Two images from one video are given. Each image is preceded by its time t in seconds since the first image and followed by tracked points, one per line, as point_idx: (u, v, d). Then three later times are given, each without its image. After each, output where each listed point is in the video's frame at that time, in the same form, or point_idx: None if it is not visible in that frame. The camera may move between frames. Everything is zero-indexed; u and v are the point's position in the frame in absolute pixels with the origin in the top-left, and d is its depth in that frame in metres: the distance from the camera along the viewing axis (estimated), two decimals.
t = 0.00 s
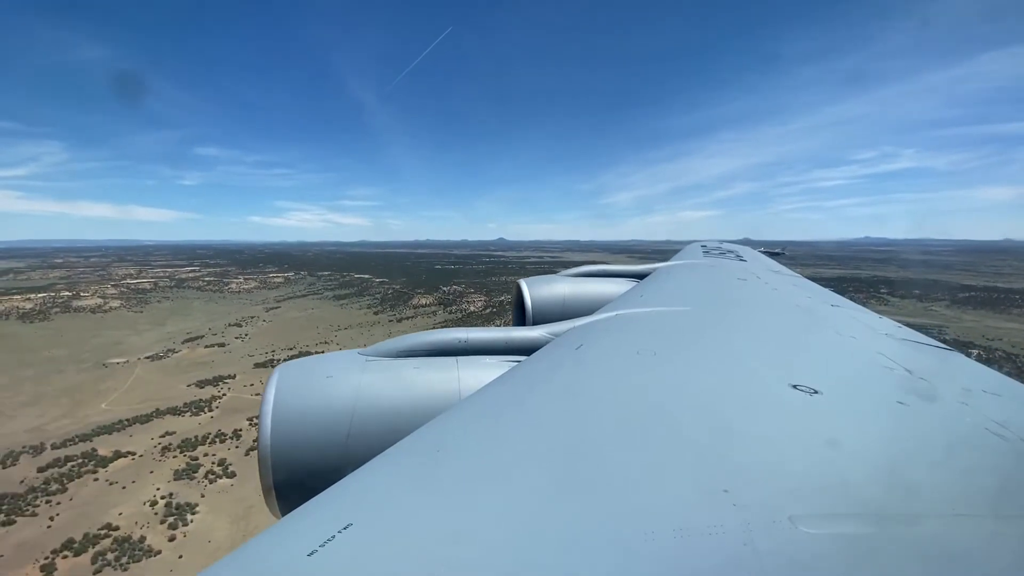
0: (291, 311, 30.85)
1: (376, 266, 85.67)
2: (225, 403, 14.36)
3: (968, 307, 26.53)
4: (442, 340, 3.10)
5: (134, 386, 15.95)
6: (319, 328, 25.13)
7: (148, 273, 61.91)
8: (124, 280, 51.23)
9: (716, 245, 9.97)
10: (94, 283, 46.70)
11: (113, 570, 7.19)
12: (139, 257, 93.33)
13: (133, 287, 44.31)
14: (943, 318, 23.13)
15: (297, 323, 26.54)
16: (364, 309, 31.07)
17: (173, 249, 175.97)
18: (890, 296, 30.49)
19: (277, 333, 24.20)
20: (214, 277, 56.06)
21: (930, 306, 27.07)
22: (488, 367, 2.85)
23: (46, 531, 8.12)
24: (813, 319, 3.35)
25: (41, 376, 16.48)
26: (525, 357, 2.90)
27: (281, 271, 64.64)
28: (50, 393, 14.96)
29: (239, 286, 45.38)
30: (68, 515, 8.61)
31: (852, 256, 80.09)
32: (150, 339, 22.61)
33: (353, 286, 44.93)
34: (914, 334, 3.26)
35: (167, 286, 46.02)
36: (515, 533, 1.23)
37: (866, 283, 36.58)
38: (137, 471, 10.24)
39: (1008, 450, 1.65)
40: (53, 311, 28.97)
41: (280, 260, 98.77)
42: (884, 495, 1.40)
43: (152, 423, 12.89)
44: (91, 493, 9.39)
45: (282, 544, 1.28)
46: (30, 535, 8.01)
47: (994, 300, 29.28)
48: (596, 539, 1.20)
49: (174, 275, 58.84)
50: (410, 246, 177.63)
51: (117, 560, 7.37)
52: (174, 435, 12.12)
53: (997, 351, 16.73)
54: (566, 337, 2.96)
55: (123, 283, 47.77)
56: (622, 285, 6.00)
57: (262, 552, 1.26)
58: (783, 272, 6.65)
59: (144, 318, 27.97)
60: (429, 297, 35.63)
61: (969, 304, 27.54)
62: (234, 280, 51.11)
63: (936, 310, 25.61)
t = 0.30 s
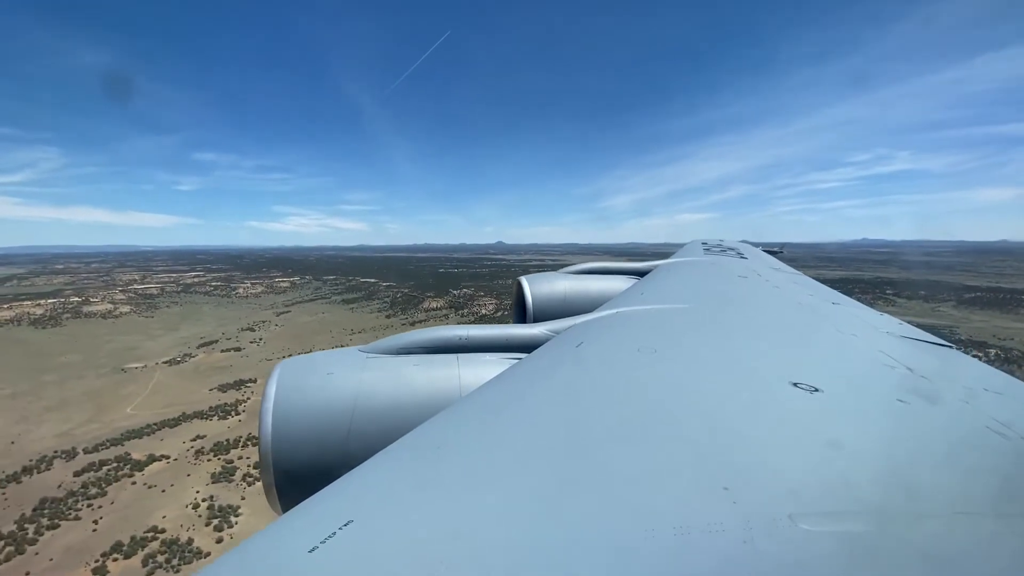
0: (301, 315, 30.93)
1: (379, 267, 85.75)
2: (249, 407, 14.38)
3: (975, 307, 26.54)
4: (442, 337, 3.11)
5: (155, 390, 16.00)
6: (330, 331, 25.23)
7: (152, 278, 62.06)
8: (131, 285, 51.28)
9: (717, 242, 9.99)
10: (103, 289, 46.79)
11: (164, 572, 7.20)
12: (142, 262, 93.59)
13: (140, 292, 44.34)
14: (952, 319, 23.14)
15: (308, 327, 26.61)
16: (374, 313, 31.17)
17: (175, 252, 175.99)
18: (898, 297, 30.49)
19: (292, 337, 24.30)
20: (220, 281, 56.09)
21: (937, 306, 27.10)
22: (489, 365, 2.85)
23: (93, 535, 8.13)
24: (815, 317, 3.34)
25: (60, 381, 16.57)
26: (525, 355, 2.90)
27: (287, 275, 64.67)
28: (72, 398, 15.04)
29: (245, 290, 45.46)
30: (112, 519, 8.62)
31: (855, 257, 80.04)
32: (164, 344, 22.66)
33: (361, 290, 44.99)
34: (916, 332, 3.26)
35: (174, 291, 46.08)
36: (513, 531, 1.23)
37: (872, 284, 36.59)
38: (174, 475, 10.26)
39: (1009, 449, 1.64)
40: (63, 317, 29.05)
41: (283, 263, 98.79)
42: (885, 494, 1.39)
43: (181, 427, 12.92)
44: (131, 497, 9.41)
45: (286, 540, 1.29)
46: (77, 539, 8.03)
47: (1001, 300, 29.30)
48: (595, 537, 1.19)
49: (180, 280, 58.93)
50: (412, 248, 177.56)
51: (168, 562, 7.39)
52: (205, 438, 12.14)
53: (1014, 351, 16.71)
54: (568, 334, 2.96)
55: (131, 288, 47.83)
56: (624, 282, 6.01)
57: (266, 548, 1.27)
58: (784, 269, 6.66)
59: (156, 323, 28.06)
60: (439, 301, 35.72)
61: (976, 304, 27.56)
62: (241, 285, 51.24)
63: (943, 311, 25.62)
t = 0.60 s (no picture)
0: (311, 317, 31.03)
1: (381, 269, 85.66)
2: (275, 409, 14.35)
3: (982, 307, 26.57)
4: (441, 334, 3.10)
5: (177, 394, 16.00)
6: (340, 334, 25.27)
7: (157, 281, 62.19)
8: (138, 289, 51.33)
9: (717, 240, 10.04)
10: (111, 293, 46.83)
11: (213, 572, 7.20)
12: (146, 265, 94.00)
13: (147, 296, 44.36)
14: (960, 319, 23.16)
15: (320, 330, 26.70)
16: (384, 316, 31.26)
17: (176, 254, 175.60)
18: (905, 297, 30.46)
19: (306, 339, 24.42)
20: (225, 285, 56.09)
21: (944, 306, 27.07)
22: (489, 363, 2.84)
23: (138, 537, 8.12)
24: (815, 315, 3.34)
25: (79, 386, 16.64)
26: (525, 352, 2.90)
27: (291, 278, 64.67)
28: (94, 402, 15.10)
29: (251, 294, 45.51)
30: (155, 521, 8.61)
31: (856, 258, 80.08)
32: (178, 347, 22.71)
33: (367, 293, 45.06)
34: (916, 330, 3.26)
35: (181, 294, 46.11)
36: (511, 529, 1.22)
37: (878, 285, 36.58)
38: (210, 477, 10.24)
39: (1007, 446, 1.64)
40: (74, 322, 29.12)
41: (286, 265, 98.72)
42: (883, 492, 1.39)
43: (209, 429, 12.91)
44: (170, 499, 9.40)
45: (287, 537, 1.28)
46: (123, 541, 8.02)
47: (1006, 300, 29.38)
48: (594, 535, 1.19)
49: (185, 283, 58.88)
50: (413, 249, 177.53)
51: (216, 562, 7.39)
52: (236, 440, 12.11)
53: None
54: (568, 332, 2.97)
55: (137, 292, 47.85)
56: (625, 279, 6.03)
57: (267, 545, 1.27)
58: (785, 267, 6.68)
59: (168, 327, 28.13)
60: (449, 304, 35.80)
61: (982, 304, 27.62)
62: (248, 288, 51.34)
63: (950, 311, 25.68)
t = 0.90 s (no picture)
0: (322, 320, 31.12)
1: (382, 271, 85.54)
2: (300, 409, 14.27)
3: (989, 307, 26.60)
4: (440, 334, 3.10)
5: (199, 396, 15.95)
6: (355, 334, 25.48)
7: (161, 285, 62.15)
8: (146, 293, 51.37)
9: (716, 237, 10.07)
10: (119, 297, 46.84)
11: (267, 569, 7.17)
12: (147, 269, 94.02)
13: (153, 299, 44.32)
14: (968, 318, 23.18)
15: (335, 331, 26.84)
16: (395, 318, 31.40)
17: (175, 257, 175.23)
18: (911, 298, 30.51)
19: (322, 340, 24.55)
20: (231, 288, 56.08)
21: (951, 306, 27.11)
22: (489, 362, 2.84)
23: (183, 537, 8.09)
24: (814, 312, 3.35)
25: (99, 389, 16.67)
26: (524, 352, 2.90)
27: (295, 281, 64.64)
28: (117, 405, 15.10)
29: (257, 297, 45.49)
30: (198, 521, 8.57)
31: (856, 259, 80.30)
32: (192, 350, 22.71)
33: (374, 295, 45.10)
34: (915, 327, 3.28)
35: (187, 297, 46.08)
36: (508, 529, 1.21)
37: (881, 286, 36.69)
38: (245, 477, 10.18)
39: (1007, 444, 1.64)
40: (84, 326, 29.14)
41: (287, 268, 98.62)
42: (881, 489, 1.40)
43: (239, 430, 12.86)
44: (209, 500, 9.36)
45: (288, 537, 1.28)
46: (168, 541, 7.99)
47: (1011, 300, 29.47)
48: (593, 535, 1.18)
49: (190, 287, 58.84)
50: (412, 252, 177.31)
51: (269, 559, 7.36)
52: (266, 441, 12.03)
53: None
54: (569, 330, 2.97)
55: (145, 296, 47.85)
56: (625, 277, 6.04)
57: (268, 545, 1.26)
58: (784, 264, 6.70)
59: (179, 330, 28.13)
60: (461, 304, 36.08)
61: (988, 304, 27.71)
62: (255, 291, 51.35)
63: (957, 310, 25.74)
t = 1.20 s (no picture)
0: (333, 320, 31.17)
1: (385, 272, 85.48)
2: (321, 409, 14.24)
3: (995, 307, 26.54)
4: (439, 336, 3.10)
5: (221, 396, 15.90)
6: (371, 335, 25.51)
7: (167, 286, 62.34)
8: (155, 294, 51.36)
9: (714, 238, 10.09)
10: (129, 298, 46.78)
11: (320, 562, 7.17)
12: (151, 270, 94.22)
13: (161, 301, 44.25)
14: (976, 318, 23.13)
15: (349, 332, 26.87)
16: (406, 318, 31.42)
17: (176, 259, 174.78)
18: (918, 298, 30.58)
19: (337, 340, 24.59)
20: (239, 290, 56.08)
21: (958, 305, 27.17)
22: (488, 363, 2.85)
23: (228, 535, 8.07)
24: (813, 312, 3.36)
25: (120, 389, 16.69)
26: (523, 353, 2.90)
27: (301, 283, 64.59)
28: (141, 405, 15.07)
29: (265, 298, 45.47)
30: (239, 519, 8.57)
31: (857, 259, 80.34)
32: (207, 351, 22.71)
33: (383, 296, 45.19)
34: (915, 326, 3.28)
35: (195, 299, 45.98)
36: (506, 529, 1.22)
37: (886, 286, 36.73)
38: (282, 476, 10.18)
39: (1007, 443, 1.64)
40: (96, 327, 29.15)
41: (291, 270, 98.45)
42: (878, 487, 1.40)
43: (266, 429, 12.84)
44: (249, 498, 9.35)
45: (286, 540, 1.28)
46: (213, 539, 7.98)
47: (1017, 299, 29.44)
48: (590, 535, 1.19)
49: (196, 288, 58.50)
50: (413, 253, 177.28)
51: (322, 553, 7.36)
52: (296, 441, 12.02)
53: None
54: (568, 331, 2.97)
55: (153, 297, 47.78)
56: (623, 278, 6.04)
57: (268, 547, 1.26)
58: (782, 264, 6.71)
59: (191, 330, 28.15)
60: (471, 305, 36.13)
61: (994, 304, 27.66)
62: (261, 292, 51.36)
63: (964, 310, 25.70)
